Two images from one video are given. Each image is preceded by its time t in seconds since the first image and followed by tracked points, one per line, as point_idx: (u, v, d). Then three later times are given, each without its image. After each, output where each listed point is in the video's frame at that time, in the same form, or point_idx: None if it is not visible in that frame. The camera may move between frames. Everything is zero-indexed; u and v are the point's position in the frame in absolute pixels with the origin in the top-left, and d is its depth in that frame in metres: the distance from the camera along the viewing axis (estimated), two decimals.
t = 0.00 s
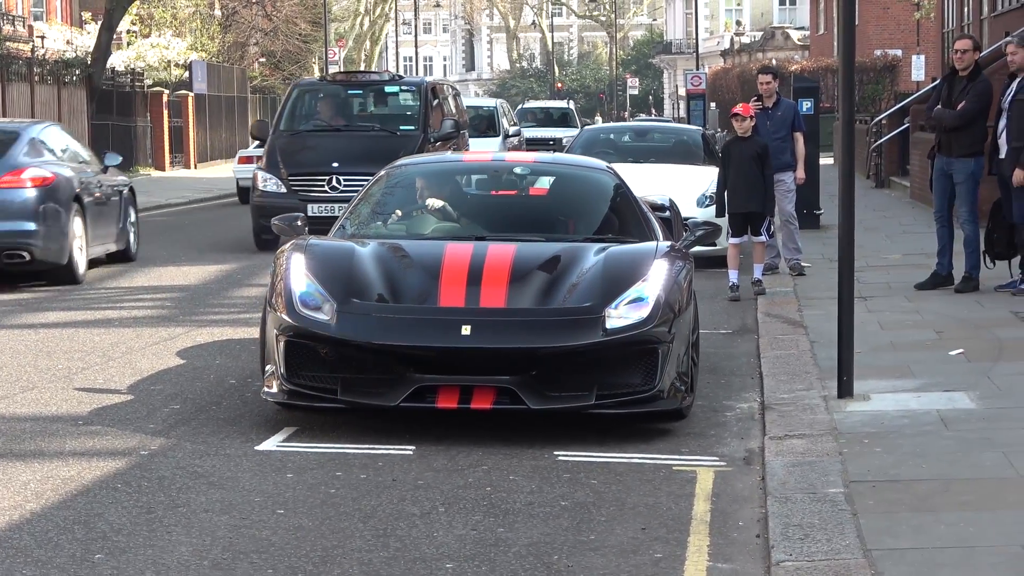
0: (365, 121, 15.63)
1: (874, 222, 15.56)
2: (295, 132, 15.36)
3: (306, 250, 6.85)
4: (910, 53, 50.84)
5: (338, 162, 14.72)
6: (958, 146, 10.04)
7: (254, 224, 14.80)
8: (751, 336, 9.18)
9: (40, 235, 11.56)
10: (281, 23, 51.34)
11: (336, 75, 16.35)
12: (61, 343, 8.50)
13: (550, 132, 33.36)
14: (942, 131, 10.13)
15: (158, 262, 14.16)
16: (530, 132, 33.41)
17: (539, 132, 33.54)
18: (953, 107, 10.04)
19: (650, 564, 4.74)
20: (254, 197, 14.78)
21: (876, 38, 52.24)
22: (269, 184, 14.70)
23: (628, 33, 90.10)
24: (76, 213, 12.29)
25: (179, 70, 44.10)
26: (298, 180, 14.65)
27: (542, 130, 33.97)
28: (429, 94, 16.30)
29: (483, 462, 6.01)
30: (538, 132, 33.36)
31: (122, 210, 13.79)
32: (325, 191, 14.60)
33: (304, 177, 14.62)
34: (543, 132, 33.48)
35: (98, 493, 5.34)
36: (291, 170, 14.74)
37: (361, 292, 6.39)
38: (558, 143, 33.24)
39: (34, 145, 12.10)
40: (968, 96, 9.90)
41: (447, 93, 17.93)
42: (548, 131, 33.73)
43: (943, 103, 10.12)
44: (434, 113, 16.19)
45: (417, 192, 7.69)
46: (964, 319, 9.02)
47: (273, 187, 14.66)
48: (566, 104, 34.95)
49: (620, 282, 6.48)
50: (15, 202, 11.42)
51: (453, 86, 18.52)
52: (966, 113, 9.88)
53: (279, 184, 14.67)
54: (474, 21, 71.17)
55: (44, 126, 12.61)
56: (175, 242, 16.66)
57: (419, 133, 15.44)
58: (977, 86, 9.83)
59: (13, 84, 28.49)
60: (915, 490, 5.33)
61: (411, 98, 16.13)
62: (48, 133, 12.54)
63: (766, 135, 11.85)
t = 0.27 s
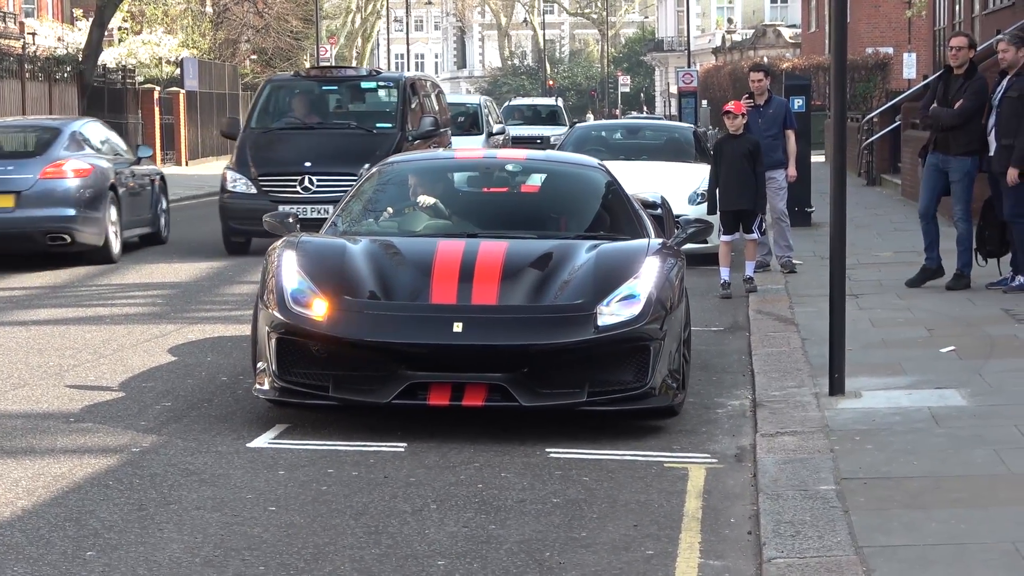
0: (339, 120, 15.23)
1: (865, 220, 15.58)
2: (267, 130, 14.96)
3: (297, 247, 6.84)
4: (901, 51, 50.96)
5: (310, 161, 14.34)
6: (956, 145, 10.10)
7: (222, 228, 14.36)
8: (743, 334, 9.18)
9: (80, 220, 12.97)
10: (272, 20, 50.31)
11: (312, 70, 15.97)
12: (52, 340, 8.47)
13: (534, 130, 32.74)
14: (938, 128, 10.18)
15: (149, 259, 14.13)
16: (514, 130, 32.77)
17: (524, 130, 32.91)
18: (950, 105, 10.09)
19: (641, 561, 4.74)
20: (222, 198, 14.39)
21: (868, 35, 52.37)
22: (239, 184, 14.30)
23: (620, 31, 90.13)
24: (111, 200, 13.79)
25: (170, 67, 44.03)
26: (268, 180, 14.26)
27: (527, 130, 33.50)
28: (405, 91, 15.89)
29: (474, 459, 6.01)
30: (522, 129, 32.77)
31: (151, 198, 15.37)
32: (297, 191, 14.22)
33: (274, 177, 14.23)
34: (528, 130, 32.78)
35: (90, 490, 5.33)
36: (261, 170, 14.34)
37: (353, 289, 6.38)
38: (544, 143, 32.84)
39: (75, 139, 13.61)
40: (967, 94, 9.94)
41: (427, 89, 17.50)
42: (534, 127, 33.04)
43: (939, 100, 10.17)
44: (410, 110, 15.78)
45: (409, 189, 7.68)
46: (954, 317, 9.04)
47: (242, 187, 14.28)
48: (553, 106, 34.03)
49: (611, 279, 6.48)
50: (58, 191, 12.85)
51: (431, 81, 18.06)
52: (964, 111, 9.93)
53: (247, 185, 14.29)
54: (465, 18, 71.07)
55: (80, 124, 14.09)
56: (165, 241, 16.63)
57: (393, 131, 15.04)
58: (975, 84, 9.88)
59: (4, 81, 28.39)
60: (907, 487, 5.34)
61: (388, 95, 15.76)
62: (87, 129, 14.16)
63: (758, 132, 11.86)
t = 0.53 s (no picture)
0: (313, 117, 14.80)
1: (858, 215, 15.59)
2: (237, 128, 14.54)
3: (290, 242, 6.84)
4: (894, 46, 51.04)
5: (282, 161, 13.88)
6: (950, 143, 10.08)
7: (190, 230, 13.93)
8: (736, 329, 9.19)
9: (112, 203, 14.61)
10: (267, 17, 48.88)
11: (286, 63, 15.51)
12: (44, 335, 8.46)
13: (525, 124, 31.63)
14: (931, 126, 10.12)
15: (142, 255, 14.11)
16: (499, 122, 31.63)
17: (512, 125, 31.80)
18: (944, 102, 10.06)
19: (634, 556, 4.75)
20: (190, 198, 13.91)
21: (861, 31, 52.44)
22: (206, 183, 13.83)
23: (613, 26, 90.11)
24: (148, 188, 15.51)
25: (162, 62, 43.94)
26: (237, 180, 13.78)
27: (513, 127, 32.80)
28: (382, 86, 15.42)
29: (467, 454, 6.01)
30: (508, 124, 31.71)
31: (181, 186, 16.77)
32: (267, 192, 13.72)
33: (244, 177, 13.76)
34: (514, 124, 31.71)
35: (83, 485, 5.33)
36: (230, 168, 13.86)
37: (346, 284, 6.38)
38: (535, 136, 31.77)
39: (116, 130, 15.34)
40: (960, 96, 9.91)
41: (409, 85, 17.02)
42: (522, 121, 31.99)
43: (932, 96, 10.11)
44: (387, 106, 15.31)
45: (401, 184, 7.67)
46: (947, 312, 9.05)
47: (211, 187, 13.80)
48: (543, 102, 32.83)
49: (604, 274, 6.48)
50: (98, 176, 14.55)
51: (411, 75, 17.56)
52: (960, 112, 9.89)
53: (216, 185, 13.79)
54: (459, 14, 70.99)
55: (119, 118, 15.67)
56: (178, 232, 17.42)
57: (367, 129, 14.59)
58: (971, 81, 9.85)
59: None
60: (899, 482, 5.35)
61: (366, 91, 15.33)
62: (128, 121, 15.97)
63: (751, 128, 11.86)
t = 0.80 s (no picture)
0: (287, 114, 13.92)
1: (856, 211, 15.59)
2: (206, 124, 13.65)
3: (288, 239, 6.83)
4: (890, 41, 51.09)
5: (252, 159, 12.93)
6: (944, 138, 10.03)
7: (155, 233, 13.00)
8: (734, 324, 9.19)
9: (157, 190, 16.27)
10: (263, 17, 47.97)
11: (259, 57, 14.66)
12: (42, 333, 8.46)
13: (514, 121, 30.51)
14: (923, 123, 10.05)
15: (139, 253, 14.10)
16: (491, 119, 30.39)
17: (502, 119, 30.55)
18: (936, 98, 9.99)
19: (634, 553, 4.74)
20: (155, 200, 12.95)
21: (857, 27, 52.50)
22: (172, 184, 12.89)
23: (609, 22, 90.08)
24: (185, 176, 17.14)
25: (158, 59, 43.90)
26: (204, 179, 12.85)
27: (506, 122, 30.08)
28: (360, 83, 14.59)
29: (467, 451, 6.01)
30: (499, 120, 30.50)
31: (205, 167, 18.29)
32: (238, 193, 12.82)
33: (212, 177, 12.83)
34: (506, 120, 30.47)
35: (82, 484, 5.32)
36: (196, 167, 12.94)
37: (344, 282, 6.37)
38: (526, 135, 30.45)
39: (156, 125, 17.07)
40: (956, 87, 9.86)
41: (389, 82, 16.20)
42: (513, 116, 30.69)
43: (923, 94, 10.04)
44: (366, 103, 14.48)
45: (399, 181, 7.66)
46: (945, 307, 9.05)
47: (177, 188, 12.86)
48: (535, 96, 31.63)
49: (603, 271, 6.47)
50: (143, 166, 16.20)
51: (391, 70, 16.70)
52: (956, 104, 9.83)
53: (182, 185, 12.85)
54: (455, 10, 70.90)
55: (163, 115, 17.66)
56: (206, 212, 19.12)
57: (345, 126, 13.74)
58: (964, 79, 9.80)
59: None
60: (898, 477, 5.36)
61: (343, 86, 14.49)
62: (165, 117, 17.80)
63: (748, 123, 11.86)
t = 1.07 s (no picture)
0: (269, 112, 13.23)
1: (865, 208, 15.57)
2: (184, 123, 12.97)
3: (298, 237, 6.83)
4: (900, 39, 51.10)
5: (228, 160, 12.18)
6: (941, 135, 9.95)
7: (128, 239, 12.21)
8: (744, 322, 9.18)
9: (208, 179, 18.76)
10: (270, 10, 48.66)
11: (241, 54, 13.98)
12: (52, 330, 8.47)
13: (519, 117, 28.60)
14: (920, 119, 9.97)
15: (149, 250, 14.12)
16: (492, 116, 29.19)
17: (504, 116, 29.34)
18: (935, 95, 9.97)
19: (645, 550, 4.74)
20: (127, 203, 12.17)
21: (866, 24, 52.59)
22: (145, 186, 12.13)
23: (617, 19, 90.05)
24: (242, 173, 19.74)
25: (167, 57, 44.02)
26: (180, 181, 12.08)
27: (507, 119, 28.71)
28: (348, 78, 13.88)
29: (477, 448, 6.01)
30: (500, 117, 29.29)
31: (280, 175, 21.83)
32: (215, 196, 12.07)
33: (188, 178, 12.08)
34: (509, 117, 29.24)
35: (92, 481, 5.32)
36: (168, 166, 12.19)
37: (354, 279, 6.37)
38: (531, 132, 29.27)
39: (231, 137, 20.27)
40: (955, 84, 9.83)
41: (382, 78, 15.48)
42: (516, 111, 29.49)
43: (922, 90, 10.00)
44: (354, 99, 13.77)
45: (408, 179, 7.66)
46: (955, 305, 9.03)
47: (151, 191, 12.08)
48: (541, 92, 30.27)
49: (613, 268, 6.46)
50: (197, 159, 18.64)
51: (385, 64, 15.98)
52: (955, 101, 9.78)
53: (157, 189, 12.08)
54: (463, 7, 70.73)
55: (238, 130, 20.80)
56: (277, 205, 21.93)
57: (330, 124, 13.03)
58: (962, 77, 9.79)
59: None
60: (909, 475, 5.35)
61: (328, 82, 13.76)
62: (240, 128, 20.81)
63: (757, 121, 11.84)
